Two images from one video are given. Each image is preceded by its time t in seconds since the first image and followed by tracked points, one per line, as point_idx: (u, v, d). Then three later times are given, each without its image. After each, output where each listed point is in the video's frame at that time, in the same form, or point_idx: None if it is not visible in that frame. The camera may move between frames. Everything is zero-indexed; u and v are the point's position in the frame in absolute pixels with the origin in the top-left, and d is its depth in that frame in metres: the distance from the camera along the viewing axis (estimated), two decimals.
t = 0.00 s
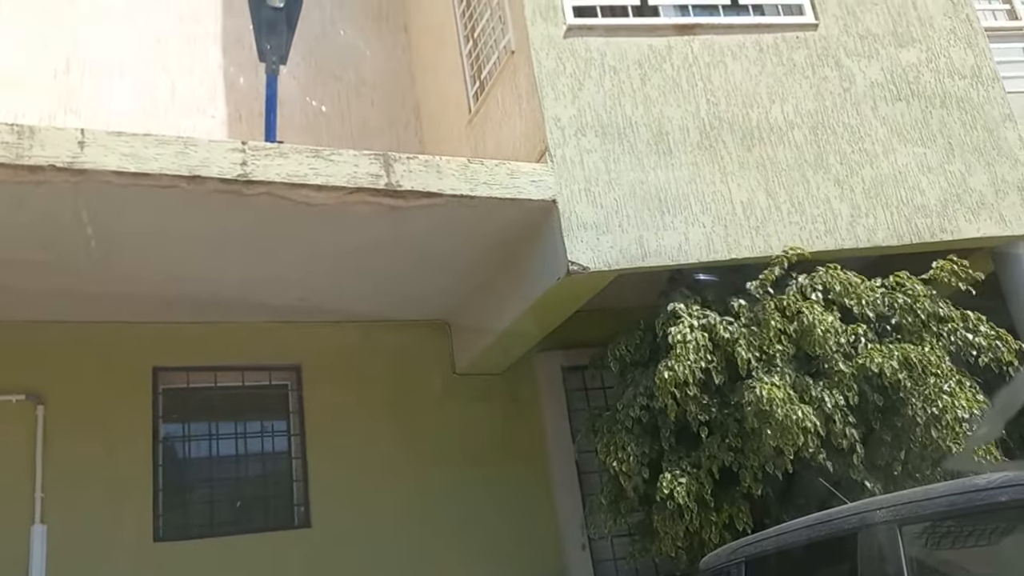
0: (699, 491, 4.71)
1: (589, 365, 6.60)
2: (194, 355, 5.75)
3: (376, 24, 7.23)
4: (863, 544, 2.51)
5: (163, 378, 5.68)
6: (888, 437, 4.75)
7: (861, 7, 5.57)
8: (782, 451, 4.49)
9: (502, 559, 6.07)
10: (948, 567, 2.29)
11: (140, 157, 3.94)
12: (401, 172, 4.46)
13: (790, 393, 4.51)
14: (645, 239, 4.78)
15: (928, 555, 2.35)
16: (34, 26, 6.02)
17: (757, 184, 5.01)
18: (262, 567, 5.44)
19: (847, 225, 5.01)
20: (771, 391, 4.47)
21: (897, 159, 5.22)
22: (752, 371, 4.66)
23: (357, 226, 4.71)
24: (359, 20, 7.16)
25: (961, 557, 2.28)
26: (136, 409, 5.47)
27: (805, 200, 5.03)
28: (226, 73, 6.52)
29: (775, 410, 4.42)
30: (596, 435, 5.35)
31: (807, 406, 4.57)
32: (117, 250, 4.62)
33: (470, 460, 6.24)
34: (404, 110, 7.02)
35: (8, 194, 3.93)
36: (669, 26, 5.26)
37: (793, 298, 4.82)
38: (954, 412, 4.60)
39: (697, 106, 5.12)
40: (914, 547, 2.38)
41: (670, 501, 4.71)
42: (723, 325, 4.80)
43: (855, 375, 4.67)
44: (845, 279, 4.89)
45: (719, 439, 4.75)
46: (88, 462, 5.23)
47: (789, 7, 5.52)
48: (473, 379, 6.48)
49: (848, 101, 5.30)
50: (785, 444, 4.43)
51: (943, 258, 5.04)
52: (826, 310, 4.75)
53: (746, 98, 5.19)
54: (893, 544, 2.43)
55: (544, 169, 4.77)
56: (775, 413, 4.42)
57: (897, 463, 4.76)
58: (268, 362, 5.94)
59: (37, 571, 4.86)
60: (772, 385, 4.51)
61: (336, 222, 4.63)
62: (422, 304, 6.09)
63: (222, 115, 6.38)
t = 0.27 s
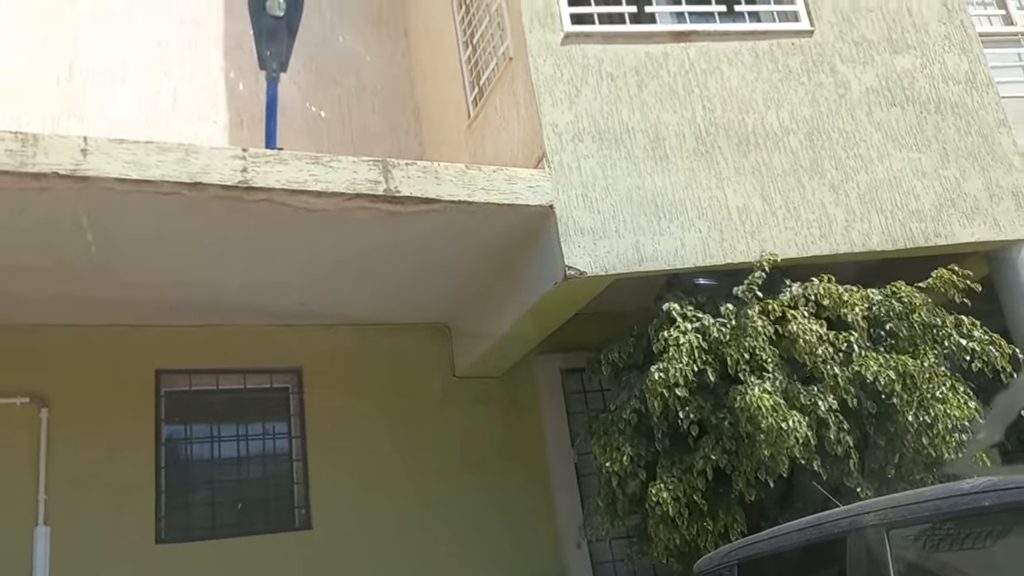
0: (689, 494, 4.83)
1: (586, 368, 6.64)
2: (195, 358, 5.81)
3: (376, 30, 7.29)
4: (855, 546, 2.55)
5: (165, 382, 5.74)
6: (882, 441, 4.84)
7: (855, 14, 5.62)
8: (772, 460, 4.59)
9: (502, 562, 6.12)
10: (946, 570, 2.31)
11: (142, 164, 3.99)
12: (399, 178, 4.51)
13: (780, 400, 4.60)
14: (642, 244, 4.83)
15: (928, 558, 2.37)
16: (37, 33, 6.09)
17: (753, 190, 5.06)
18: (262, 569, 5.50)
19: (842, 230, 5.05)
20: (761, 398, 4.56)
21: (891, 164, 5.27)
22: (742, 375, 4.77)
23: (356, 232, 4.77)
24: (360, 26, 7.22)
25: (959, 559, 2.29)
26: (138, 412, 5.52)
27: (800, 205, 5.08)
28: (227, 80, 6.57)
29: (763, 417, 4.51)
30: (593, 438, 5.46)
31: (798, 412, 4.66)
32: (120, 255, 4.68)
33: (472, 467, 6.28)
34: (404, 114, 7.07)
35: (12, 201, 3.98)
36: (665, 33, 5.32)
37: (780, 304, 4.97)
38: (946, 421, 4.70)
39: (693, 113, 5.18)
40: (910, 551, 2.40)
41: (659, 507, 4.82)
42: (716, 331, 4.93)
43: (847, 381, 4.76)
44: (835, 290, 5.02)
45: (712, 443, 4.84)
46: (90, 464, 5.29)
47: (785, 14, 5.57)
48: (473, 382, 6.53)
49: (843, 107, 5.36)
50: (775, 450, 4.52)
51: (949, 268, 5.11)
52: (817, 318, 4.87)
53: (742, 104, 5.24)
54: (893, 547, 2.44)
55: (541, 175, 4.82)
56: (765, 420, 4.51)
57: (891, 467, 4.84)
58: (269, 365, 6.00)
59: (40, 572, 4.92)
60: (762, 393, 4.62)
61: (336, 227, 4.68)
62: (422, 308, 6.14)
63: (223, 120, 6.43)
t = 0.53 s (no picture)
0: (677, 497, 4.94)
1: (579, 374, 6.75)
2: (194, 365, 5.91)
3: (373, 38, 7.37)
4: (829, 551, 2.63)
5: (165, 388, 5.85)
6: (864, 447, 4.99)
7: (842, 26, 5.72)
8: (755, 463, 4.72)
9: (497, 565, 6.23)
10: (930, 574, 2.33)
11: (140, 179, 4.09)
12: (393, 191, 4.61)
13: (766, 406, 4.73)
14: (631, 254, 4.93)
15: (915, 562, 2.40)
16: (40, 45, 6.20)
17: (740, 200, 5.16)
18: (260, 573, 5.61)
19: (828, 239, 5.16)
20: (747, 403, 4.71)
21: (877, 174, 5.37)
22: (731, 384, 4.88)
23: (351, 242, 4.87)
24: (356, 35, 7.31)
25: (942, 564, 2.31)
26: (138, 418, 5.63)
27: (787, 215, 5.18)
28: (228, 88, 6.68)
29: (749, 422, 4.65)
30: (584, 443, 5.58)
31: (783, 417, 4.80)
32: (120, 265, 4.80)
33: (468, 472, 6.38)
34: (401, 123, 7.17)
35: (15, 214, 4.10)
36: (655, 46, 5.42)
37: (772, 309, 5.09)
38: (925, 426, 4.86)
39: (680, 125, 5.28)
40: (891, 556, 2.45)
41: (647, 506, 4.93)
42: (705, 339, 5.05)
43: (830, 388, 4.88)
44: (822, 298, 5.15)
45: (699, 448, 4.97)
46: (91, 469, 5.40)
47: (773, 27, 5.68)
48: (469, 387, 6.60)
49: (829, 118, 5.46)
50: (760, 455, 4.65)
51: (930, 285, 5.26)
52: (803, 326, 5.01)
53: (730, 116, 5.35)
54: (885, 554, 2.46)
55: (532, 187, 4.92)
56: (751, 425, 4.64)
57: (873, 473, 4.96)
58: (267, 371, 6.08)
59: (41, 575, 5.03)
60: (748, 398, 4.74)
61: (332, 238, 4.78)
62: (418, 314, 6.23)
63: (222, 130, 6.53)
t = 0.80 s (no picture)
0: (665, 502, 5.03)
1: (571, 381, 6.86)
2: (192, 373, 6.01)
3: (367, 49, 7.46)
4: (795, 559, 2.73)
5: (162, 395, 5.96)
6: (846, 454, 5.10)
7: (826, 40, 5.83)
8: (742, 467, 4.85)
9: (489, 568, 6.31)
10: None
11: (137, 194, 4.20)
12: (384, 204, 4.72)
13: (752, 411, 4.86)
14: (618, 265, 5.04)
15: (898, 568, 2.42)
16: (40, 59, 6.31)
17: (725, 212, 5.28)
18: None
19: (811, 251, 5.27)
20: (734, 409, 4.82)
21: (860, 187, 5.48)
22: (717, 390, 4.97)
23: (344, 254, 4.98)
24: (351, 46, 7.42)
25: (918, 569, 2.34)
26: (136, 425, 5.74)
27: (771, 227, 5.29)
28: (225, 97, 6.79)
29: (737, 427, 4.77)
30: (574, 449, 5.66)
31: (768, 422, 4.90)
32: (118, 277, 4.91)
33: (461, 478, 6.46)
34: (396, 133, 7.28)
35: (15, 228, 4.21)
36: (642, 61, 5.53)
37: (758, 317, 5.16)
38: (905, 431, 4.95)
39: (667, 138, 5.39)
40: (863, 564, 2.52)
41: (635, 511, 5.01)
42: (692, 345, 5.10)
43: (813, 395, 5.00)
44: (807, 304, 5.23)
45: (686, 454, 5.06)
46: (90, 475, 5.51)
47: (759, 41, 5.80)
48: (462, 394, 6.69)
49: (813, 131, 5.57)
50: (746, 460, 4.79)
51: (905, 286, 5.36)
52: (791, 332, 5.06)
53: (715, 129, 5.47)
54: (868, 560, 2.50)
55: (521, 200, 5.03)
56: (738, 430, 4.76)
57: (855, 479, 5.07)
58: (264, 378, 6.19)
59: None
60: (734, 404, 4.85)
61: (325, 250, 4.90)
62: (411, 322, 6.33)
63: (219, 141, 6.65)
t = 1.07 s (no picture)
0: (652, 506, 5.07)
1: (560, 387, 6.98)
2: (188, 380, 6.12)
3: (362, 57, 7.54)
4: (761, 565, 2.82)
5: (159, 400, 6.07)
6: (829, 459, 5.16)
7: (810, 54, 5.95)
8: (728, 473, 4.89)
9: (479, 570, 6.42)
10: None
11: (133, 207, 4.31)
12: (374, 217, 4.84)
13: (735, 417, 4.91)
14: (603, 275, 5.16)
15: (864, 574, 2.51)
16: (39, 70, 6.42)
17: (709, 223, 5.40)
18: None
19: (792, 261, 5.39)
20: (717, 414, 4.86)
21: (841, 198, 5.61)
22: (702, 395, 5.02)
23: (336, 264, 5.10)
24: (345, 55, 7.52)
25: None
26: (133, 431, 5.85)
27: (754, 237, 5.41)
28: (221, 108, 6.91)
29: (722, 433, 4.82)
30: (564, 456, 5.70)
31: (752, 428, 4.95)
32: (116, 287, 5.03)
33: (452, 483, 6.56)
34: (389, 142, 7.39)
35: (14, 241, 4.32)
36: (629, 74, 5.65)
37: (745, 325, 5.18)
38: (888, 438, 5.03)
39: (652, 150, 5.51)
40: (828, 570, 2.61)
41: (622, 514, 5.05)
42: (676, 351, 5.14)
43: (798, 402, 5.03)
44: (793, 311, 5.26)
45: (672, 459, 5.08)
46: (89, 480, 5.63)
47: (743, 55, 5.92)
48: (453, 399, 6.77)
49: (796, 143, 5.70)
50: (731, 465, 4.82)
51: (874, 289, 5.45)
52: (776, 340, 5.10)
53: (700, 142, 5.59)
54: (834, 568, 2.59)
55: (509, 212, 5.14)
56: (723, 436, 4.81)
57: (838, 484, 5.13)
58: (258, 385, 6.30)
59: None
60: (720, 411, 4.89)
61: (317, 261, 5.02)
62: (404, 330, 6.45)
63: (215, 150, 6.77)
